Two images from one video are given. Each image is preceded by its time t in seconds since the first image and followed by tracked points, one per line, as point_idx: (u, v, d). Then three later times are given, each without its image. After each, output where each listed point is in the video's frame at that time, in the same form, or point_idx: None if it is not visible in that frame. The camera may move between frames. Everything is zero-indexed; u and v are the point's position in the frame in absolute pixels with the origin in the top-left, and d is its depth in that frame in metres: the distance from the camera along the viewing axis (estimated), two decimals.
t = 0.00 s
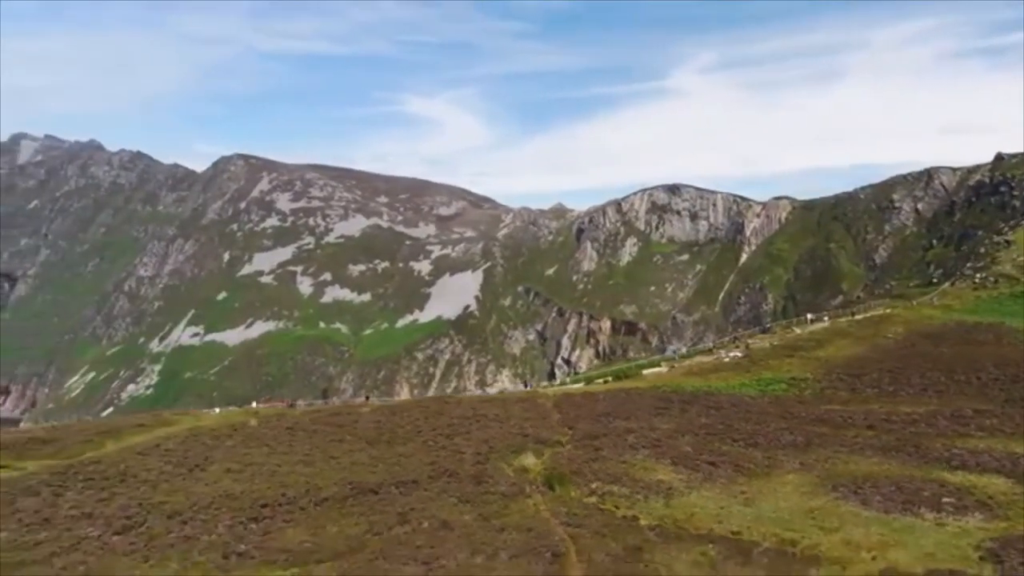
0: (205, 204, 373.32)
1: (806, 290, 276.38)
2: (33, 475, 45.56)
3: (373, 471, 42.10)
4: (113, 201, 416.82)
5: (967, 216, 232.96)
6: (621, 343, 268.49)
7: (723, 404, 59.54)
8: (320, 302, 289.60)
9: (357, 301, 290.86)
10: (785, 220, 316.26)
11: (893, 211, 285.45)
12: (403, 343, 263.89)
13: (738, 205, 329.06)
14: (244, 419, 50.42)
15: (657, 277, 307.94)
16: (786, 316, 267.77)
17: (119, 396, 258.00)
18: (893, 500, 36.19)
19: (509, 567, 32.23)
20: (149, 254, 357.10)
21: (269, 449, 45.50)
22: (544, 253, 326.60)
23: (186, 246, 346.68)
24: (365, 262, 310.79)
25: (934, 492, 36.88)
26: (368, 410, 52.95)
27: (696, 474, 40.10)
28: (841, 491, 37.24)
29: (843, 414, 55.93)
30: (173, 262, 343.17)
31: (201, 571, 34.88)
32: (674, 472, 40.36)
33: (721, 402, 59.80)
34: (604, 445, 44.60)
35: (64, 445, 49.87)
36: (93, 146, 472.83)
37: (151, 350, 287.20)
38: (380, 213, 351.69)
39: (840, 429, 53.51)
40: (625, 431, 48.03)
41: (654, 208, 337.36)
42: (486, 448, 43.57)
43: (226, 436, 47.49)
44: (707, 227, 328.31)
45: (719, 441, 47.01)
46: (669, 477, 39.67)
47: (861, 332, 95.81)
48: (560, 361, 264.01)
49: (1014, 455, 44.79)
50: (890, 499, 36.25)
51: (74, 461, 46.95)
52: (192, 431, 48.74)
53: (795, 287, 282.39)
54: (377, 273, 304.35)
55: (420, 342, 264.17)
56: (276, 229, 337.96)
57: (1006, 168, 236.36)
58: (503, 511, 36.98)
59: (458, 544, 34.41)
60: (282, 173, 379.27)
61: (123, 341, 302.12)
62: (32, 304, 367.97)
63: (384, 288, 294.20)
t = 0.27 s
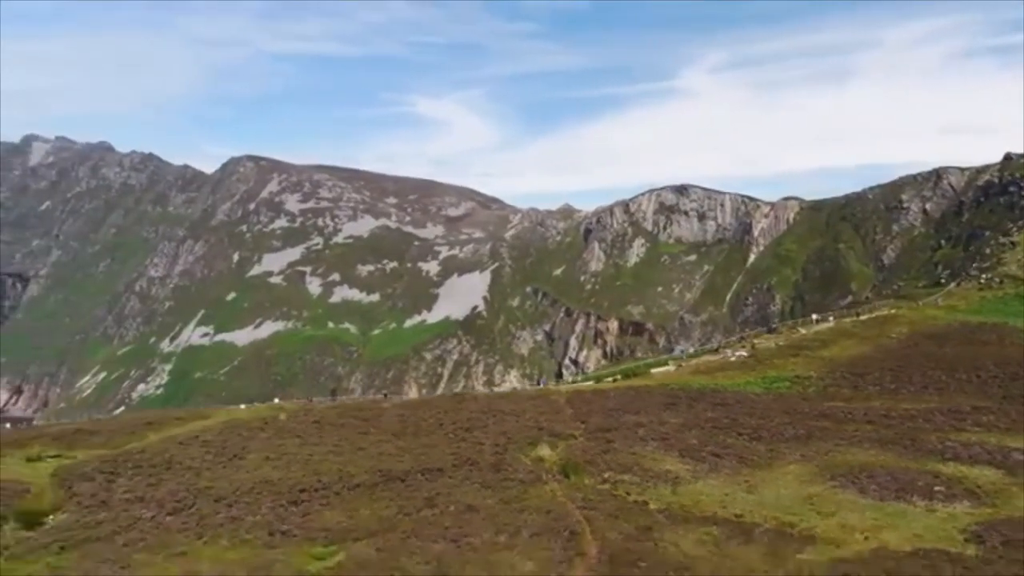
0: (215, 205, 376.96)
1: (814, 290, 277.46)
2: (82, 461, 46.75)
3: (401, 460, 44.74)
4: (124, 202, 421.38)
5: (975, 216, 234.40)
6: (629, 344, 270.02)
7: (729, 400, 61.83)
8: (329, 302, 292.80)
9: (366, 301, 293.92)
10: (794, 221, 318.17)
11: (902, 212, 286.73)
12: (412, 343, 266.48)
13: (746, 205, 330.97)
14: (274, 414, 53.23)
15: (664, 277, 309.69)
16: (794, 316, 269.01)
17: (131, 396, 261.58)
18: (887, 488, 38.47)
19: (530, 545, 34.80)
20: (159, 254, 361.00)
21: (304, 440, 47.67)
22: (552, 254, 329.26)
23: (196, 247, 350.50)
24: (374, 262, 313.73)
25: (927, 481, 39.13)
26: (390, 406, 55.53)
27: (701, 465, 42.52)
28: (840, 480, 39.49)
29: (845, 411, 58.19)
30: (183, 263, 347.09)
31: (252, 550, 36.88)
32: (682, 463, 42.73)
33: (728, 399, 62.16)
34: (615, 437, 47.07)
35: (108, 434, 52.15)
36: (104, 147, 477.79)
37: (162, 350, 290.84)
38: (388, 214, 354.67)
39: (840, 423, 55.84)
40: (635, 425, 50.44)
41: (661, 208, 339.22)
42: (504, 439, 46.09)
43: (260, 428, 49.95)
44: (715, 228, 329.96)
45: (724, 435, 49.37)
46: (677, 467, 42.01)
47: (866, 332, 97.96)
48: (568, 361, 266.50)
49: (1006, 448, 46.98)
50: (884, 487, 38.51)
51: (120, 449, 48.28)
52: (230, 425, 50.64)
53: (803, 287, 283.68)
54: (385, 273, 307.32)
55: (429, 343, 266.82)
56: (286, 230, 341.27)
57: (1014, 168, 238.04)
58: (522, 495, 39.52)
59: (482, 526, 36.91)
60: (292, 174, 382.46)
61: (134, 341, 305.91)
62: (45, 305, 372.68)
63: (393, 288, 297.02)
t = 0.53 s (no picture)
0: (216, 205, 378.75)
1: (813, 291, 279.62)
2: (99, 443, 44.47)
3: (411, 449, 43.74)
4: (125, 202, 423.08)
5: (974, 216, 237.68)
6: (629, 344, 271.31)
7: (726, 397, 64.23)
8: (330, 302, 295.14)
9: (367, 301, 296.19)
10: (794, 222, 321.45)
11: (901, 213, 289.55)
12: (412, 343, 268.47)
13: (746, 206, 333.57)
14: (292, 407, 55.24)
15: (665, 278, 312.04)
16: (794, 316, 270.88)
17: (132, 395, 263.38)
18: (873, 476, 40.67)
19: (540, 526, 34.53)
20: (160, 255, 362.90)
21: (323, 435, 45.64)
22: (553, 254, 332.25)
23: (197, 247, 352.48)
24: (375, 263, 315.79)
25: (910, 470, 41.44)
26: (401, 402, 57.69)
27: (699, 455, 44.75)
28: (829, 469, 41.67)
29: (837, 407, 60.67)
30: (184, 263, 349.10)
31: (280, 531, 34.17)
32: (680, 453, 44.87)
33: (725, 396, 64.55)
34: (617, 430, 49.32)
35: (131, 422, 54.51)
36: (104, 148, 479.82)
37: (163, 350, 292.85)
38: (389, 215, 357.01)
39: (833, 418, 58.23)
40: (636, 419, 52.79)
41: (661, 209, 341.48)
42: (512, 430, 48.10)
43: (277, 422, 48.21)
44: (715, 228, 332.34)
45: (721, 429, 51.71)
46: (675, 457, 44.14)
47: (861, 332, 100.47)
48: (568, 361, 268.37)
49: (986, 441, 49.51)
50: (870, 475, 40.62)
51: (136, 433, 45.94)
52: (248, 420, 48.47)
53: (803, 288, 285.81)
54: (386, 273, 309.37)
55: (430, 343, 268.76)
56: (287, 231, 343.67)
57: (1014, 170, 242.70)
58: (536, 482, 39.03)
59: (499, 511, 35.45)
60: (293, 175, 384.25)
61: (136, 341, 308.09)
62: (47, 305, 374.43)
63: (393, 288, 299.13)
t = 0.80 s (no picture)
0: (216, 205, 380.48)
1: (812, 291, 281.86)
2: (127, 436, 44.30)
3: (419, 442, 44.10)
4: (125, 202, 425.34)
5: (973, 217, 242.22)
6: (628, 343, 273.15)
7: (723, 393, 66.48)
8: (330, 302, 297.35)
9: (367, 302, 298.34)
10: (793, 222, 324.20)
11: (899, 213, 292.23)
12: (413, 343, 270.53)
13: (745, 206, 336.20)
14: (305, 403, 57.15)
15: (664, 278, 314.47)
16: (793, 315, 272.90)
17: (132, 395, 264.94)
18: (859, 466, 42.43)
19: (546, 512, 33.56)
20: (160, 255, 364.73)
21: (338, 431, 46.71)
22: (553, 254, 335.13)
23: (197, 247, 354.52)
24: (375, 263, 317.63)
25: (895, 462, 43.33)
26: (409, 399, 59.75)
27: (694, 447, 46.59)
28: (818, 461, 43.45)
29: (829, 403, 62.92)
30: (184, 263, 351.13)
31: (304, 514, 33.11)
32: (677, 446, 46.73)
33: (722, 393, 66.76)
34: (616, 425, 51.32)
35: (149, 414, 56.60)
36: (104, 148, 482.06)
37: (163, 350, 294.97)
38: (389, 215, 358.94)
39: (825, 413, 60.45)
40: (635, 414, 54.85)
41: (661, 209, 343.91)
42: (516, 423, 49.91)
43: (292, 418, 49.91)
44: (714, 229, 334.76)
45: (717, 423, 53.80)
46: (672, 448, 45.96)
47: (855, 331, 102.80)
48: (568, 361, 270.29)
49: (973, 435, 51.74)
50: (856, 465, 42.40)
51: (165, 426, 45.87)
52: (264, 417, 49.78)
53: (802, 288, 287.90)
54: (385, 273, 311.30)
55: (430, 343, 270.75)
56: (287, 231, 345.74)
57: (1011, 170, 248.16)
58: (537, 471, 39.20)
59: (506, 496, 35.24)
60: (293, 175, 385.84)
61: (136, 341, 310.27)
62: (47, 304, 375.94)
63: (393, 288, 301.24)
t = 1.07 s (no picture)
0: (216, 206, 383.13)
1: (810, 292, 285.01)
2: (157, 426, 47.19)
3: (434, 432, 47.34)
4: (126, 203, 427.98)
5: (970, 218, 247.81)
6: (628, 343, 274.30)
7: (717, 390, 69.49)
8: (331, 302, 300.49)
9: (368, 302, 301.57)
10: (791, 223, 327.46)
11: (898, 214, 295.68)
12: (413, 344, 273.31)
13: (744, 207, 339.56)
14: (322, 398, 60.01)
15: (664, 278, 317.54)
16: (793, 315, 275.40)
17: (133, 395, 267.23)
18: (841, 454, 45.17)
19: (550, 493, 36.35)
20: (161, 255, 367.45)
21: (354, 422, 49.87)
22: (552, 254, 338.60)
23: (198, 248, 357.36)
24: (375, 263, 320.28)
25: (876, 450, 46.19)
26: (419, 394, 62.67)
27: (688, 438, 49.45)
28: (803, 450, 46.26)
29: (818, 399, 65.97)
30: (185, 264, 354.07)
31: (329, 494, 35.98)
32: (672, 437, 49.59)
33: (716, 389, 69.77)
34: (615, 418, 54.25)
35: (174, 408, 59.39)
36: (104, 149, 484.61)
37: (165, 350, 298.01)
38: (389, 216, 361.72)
39: (814, 408, 63.48)
40: (634, 408, 57.82)
41: (660, 210, 347.31)
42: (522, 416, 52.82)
43: (310, 411, 53.21)
44: (713, 229, 337.87)
45: (710, 417, 56.79)
46: (668, 439, 48.82)
47: (848, 330, 105.94)
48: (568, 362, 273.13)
49: (952, 427, 55.01)
50: (839, 453, 45.06)
51: (193, 418, 48.84)
52: (283, 410, 52.91)
53: (801, 289, 290.72)
54: (386, 274, 314.01)
55: (430, 343, 273.36)
56: (288, 232, 348.75)
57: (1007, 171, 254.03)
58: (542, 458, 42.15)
59: (515, 478, 38.15)
60: (293, 176, 388.42)
61: (138, 341, 313.11)
62: (49, 305, 378.74)
63: (393, 289, 304.04)
